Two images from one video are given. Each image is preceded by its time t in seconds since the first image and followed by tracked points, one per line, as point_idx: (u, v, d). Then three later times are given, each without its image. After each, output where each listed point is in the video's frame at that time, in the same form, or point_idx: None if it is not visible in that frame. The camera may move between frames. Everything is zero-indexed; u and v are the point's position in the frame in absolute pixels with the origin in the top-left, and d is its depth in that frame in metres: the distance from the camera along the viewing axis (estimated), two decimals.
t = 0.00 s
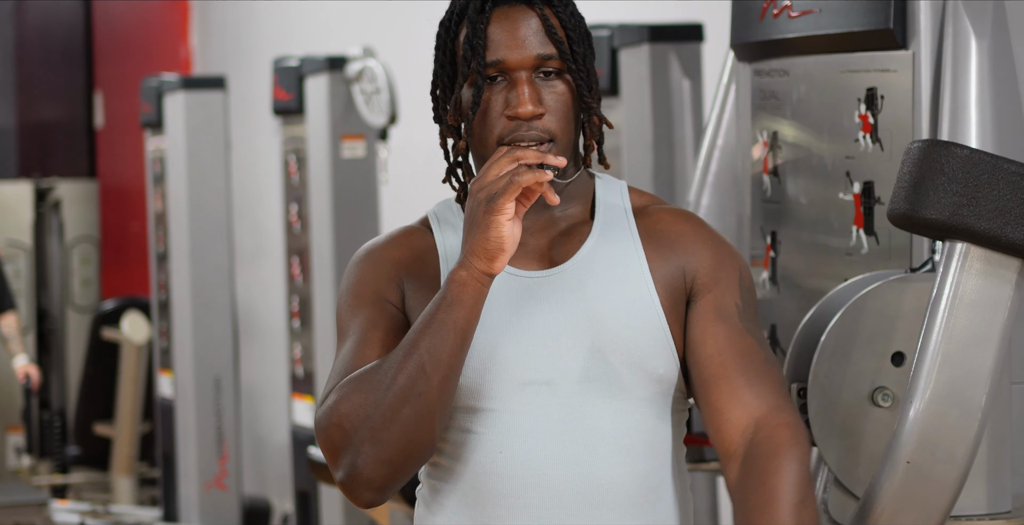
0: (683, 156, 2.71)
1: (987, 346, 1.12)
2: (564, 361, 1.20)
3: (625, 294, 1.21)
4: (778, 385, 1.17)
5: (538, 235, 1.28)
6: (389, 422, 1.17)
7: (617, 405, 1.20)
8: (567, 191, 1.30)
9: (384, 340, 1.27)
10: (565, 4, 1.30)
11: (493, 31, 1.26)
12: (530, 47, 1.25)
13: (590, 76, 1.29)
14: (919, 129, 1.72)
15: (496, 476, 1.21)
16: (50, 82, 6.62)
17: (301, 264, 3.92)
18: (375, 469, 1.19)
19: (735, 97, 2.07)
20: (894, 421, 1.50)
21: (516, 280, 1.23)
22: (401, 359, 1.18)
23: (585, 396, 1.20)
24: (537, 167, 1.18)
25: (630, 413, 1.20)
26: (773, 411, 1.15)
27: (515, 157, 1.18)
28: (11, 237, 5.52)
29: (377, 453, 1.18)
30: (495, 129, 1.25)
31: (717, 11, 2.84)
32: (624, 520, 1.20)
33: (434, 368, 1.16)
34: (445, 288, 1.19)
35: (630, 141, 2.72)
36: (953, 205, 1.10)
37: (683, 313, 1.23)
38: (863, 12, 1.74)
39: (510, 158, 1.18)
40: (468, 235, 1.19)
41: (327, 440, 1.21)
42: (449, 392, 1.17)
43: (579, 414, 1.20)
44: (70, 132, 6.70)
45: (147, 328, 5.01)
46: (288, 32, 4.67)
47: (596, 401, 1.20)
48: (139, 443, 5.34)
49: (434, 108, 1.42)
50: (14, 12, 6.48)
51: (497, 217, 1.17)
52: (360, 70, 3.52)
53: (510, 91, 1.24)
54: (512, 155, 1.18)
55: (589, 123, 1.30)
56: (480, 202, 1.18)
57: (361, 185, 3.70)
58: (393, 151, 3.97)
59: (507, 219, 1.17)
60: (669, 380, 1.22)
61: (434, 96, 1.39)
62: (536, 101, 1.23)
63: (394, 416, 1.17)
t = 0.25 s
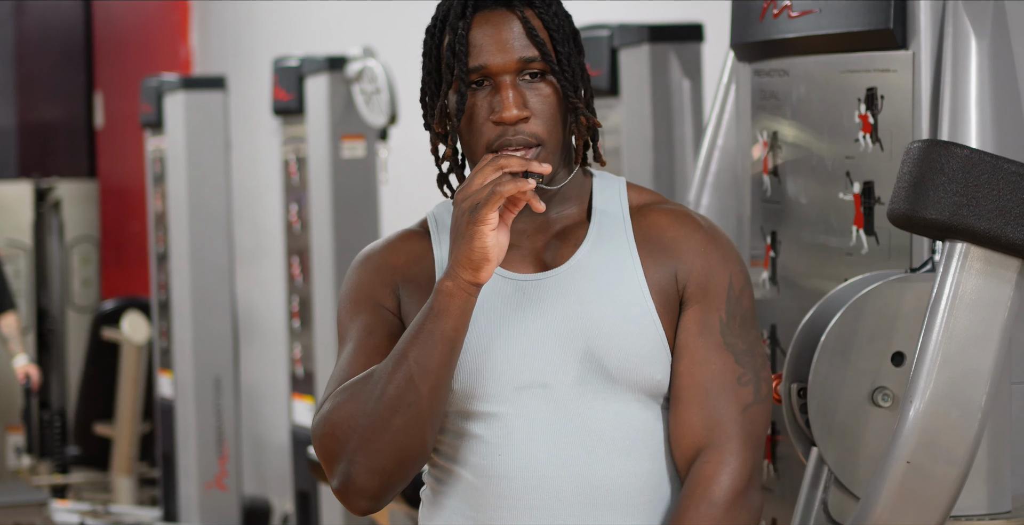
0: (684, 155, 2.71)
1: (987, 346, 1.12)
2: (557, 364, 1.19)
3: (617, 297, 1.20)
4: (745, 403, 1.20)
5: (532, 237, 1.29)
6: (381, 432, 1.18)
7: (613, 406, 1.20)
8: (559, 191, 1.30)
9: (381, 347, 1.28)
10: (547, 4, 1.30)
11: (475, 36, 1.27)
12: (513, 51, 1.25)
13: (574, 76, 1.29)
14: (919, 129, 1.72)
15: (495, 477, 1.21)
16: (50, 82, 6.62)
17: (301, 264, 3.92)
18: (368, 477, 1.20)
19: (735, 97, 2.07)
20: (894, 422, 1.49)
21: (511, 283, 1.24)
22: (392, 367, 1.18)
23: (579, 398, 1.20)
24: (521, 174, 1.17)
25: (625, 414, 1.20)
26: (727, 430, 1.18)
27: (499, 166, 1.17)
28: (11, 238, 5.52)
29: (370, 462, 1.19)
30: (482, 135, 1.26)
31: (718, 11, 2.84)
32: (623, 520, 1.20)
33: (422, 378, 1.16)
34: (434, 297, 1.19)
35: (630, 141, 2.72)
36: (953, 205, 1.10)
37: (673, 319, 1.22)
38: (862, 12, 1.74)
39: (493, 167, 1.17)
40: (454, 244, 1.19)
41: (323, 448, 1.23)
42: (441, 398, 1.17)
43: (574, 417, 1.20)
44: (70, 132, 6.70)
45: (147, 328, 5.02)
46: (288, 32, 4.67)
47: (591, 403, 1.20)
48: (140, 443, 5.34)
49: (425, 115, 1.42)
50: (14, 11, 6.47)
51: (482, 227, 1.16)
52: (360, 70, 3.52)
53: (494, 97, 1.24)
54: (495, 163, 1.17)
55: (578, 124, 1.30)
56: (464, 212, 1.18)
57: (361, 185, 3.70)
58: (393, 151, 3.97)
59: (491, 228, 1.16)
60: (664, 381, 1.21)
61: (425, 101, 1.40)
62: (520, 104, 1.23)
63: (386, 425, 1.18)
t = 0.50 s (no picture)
0: (683, 155, 2.71)
1: (987, 346, 1.12)
2: (556, 365, 1.19)
3: (618, 298, 1.20)
4: (766, 388, 1.17)
5: (534, 235, 1.29)
6: (378, 431, 1.18)
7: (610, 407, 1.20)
8: (563, 188, 1.29)
9: (380, 343, 1.27)
10: None
11: (489, 30, 1.26)
12: (526, 46, 1.25)
13: (587, 73, 1.28)
14: (919, 129, 1.72)
15: (491, 476, 1.21)
16: (50, 82, 6.62)
17: (301, 264, 3.92)
18: (365, 476, 1.20)
19: (735, 97, 2.07)
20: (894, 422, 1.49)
21: (509, 284, 1.23)
22: (392, 367, 1.18)
23: (577, 399, 1.20)
24: (526, 181, 1.17)
25: (622, 415, 1.20)
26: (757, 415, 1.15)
27: (503, 171, 1.17)
28: (11, 237, 5.52)
29: (367, 461, 1.19)
30: (493, 130, 1.26)
31: (718, 10, 2.84)
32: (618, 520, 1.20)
33: (422, 380, 1.16)
34: (435, 300, 1.18)
35: (630, 141, 2.72)
36: (953, 206, 1.10)
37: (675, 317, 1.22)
38: (863, 12, 1.75)
39: (498, 172, 1.17)
40: (457, 248, 1.18)
41: (319, 444, 1.23)
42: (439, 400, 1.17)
43: (572, 417, 1.20)
44: (70, 131, 6.71)
45: (147, 328, 5.02)
46: (288, 32, 4.67)
47: (588, 404, 1.20)
48: (139, 443, 5.34)
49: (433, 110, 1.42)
50: (14, 12, 6.48)
51: (483, 234, 1.15)
52: (360, 70, 3.52)
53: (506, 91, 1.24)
54: (500, 168, 1.17)
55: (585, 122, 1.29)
56: (467, 216, 1.17)
57: (361, 185, 3.70)
58: (392, 151, 3.97)
59: (494, 234, 1.15)
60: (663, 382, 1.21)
61: (433, 94, 1.40)
62: (532, 100, 1.23)
63: (384, 426, 1.18)
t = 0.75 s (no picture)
0: (684, 155, 2.71)
1: (987, 346, 1.12)
2: (560, 366, 1.19)
3: (622, 298, 1.20)
4: (769, 388, 1.18)
5: (537, 235, 1.29)
6: (385, 432, 1.18)
7: (614, 408, 1.20)
8: (568, 192, 1.30)
9: (384, 343, 1.27)
10: (575, 5, 1.29)
11: (501, 31, 1.26)
12: (536, 51, 1.25)
13: (594, 82, 1.28)
14: (919, 129, 1.72)
15: (494, 477, 1.21)
16: (50, 81, 6.61)
17: (301, 264, 3.92)
18: (369, 476, 1.19)
19: (735, 97, 2.07)
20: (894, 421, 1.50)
21: (513, 283, 1.23)
22: (399, 367, 1.18)
23: (580, 400, 1.19)
24: (538, 182, 1.16)
25: (625, 415, 1.20)
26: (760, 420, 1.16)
27: (516, 172, 1.17)
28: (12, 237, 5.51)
29: (373, 461, 1.19)
30: (496, 131, 1.26)
31: (718, 10, 2.84)
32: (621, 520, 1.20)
33: (430, 380, 1.16)
34: (444, 300, 1.18)
35: (630, 141, 2.72)
36: (952, 206, 1.10)
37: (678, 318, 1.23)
38: (863, 12, 1.75)
39: (510, 173, 1.17)
40: (466, 249, 1.18)
41: (324, 445, 1.22)
42: (446, 401, 1.17)
43: (576, 418, 1.19)
44: (70, 131, 6.70)
45: (147, 328, 5.02)
46: (288, 32, 4.67)
47: (592, 405, 1.20)
48: (139, 443, 5.34)
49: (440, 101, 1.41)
50: (14, 12, 6.47)
51: (496, 234, 1.15)
52: (360, 70, 3.52)
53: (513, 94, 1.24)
54: (513, 169, 1.17)
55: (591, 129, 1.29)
56: (479, 218, 1.17)
57: (361, 185, 3.70)
58: (392, 151, 3.97)
59: (506, 236, 1.16)
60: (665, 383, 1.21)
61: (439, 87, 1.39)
62: (537, 105, 1.24)
63: (390, 426, 1.17)
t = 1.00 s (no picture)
0: (684, 155, 2.71)
1: (987, 346, 1.12)
2: (565, 366, 1.19)
3: (627, 299, 1.21)
4: (742, 419, 1.19)
5: (541, 237, 1.29)
6: (388, 430, 1.18)
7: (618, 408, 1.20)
8: (574, 192, 1.30)
9: (389, 340, 1.27)
10: (578, 4, 1.29)
11: (505, 29, 1.26)
12: (542, 48, 1.25)
13: (599, 79, 1.29)
14: (919, 129, 1.72)
15: (498, 476, 1.21)
16: (50, 81, 6.61)
17: (301, 264, 3.92)
18: (372, 473, 1.20)
19: (736, 97, 2.08)
20: (894, 421, 1.50)
21: (523, 284, 1.23)
22: (403, 365, 1.18)
23: (585, 400, 1.20)
24: (544, 182, 1.17)
25: (628, 415, 1.21)
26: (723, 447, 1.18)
27: (522, 171, 1.17)
28: (11, 237, 5.52)
29: (376, 459, 1.19)
30: (503, 129, 1.26)
31: (718, 10, 2.84)
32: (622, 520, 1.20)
33: (434, 379, 1.16)
34: (448, 299, 1.17)
35: (630, 141, 2.72)
36: (953, 206, 1.10)
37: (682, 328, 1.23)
38: (863, 12, 1.74)
39: (517, 172, 1.17)
40: (472, 248, 1.18)
41: (327, 442, 1.22)
42: (450, 401, 1.17)
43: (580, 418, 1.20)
44: (70, 132, 6.71)
45: (147, 328, 5.02)
46: (288, 32, 4.67)
47: (596, 405, 1.20)
48: (139, 443, 5.34)
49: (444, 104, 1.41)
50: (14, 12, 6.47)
51: (503, 233, 1.15)
52: (360, 70, 3.52)
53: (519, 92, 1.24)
54: (519, 169, 1.17)
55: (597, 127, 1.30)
56: (485, 217, 1.17)
57: (361, 185, 3.71)
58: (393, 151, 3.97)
59: (513, 235, 1.16)
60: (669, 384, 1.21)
61: (444, 90, 1.39)
62: (543, 102, 1.24)
63: (394, 425, 1.18)
